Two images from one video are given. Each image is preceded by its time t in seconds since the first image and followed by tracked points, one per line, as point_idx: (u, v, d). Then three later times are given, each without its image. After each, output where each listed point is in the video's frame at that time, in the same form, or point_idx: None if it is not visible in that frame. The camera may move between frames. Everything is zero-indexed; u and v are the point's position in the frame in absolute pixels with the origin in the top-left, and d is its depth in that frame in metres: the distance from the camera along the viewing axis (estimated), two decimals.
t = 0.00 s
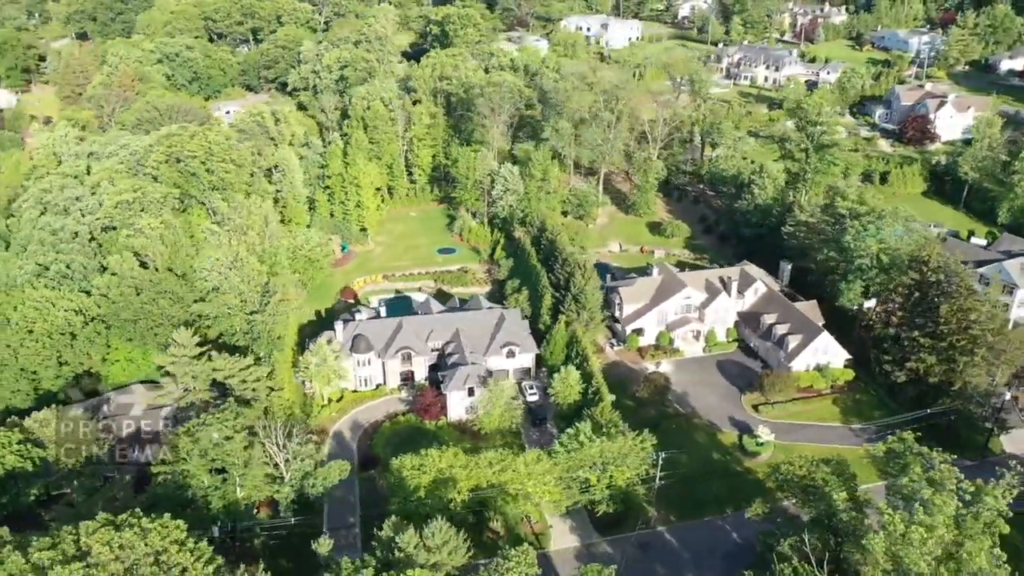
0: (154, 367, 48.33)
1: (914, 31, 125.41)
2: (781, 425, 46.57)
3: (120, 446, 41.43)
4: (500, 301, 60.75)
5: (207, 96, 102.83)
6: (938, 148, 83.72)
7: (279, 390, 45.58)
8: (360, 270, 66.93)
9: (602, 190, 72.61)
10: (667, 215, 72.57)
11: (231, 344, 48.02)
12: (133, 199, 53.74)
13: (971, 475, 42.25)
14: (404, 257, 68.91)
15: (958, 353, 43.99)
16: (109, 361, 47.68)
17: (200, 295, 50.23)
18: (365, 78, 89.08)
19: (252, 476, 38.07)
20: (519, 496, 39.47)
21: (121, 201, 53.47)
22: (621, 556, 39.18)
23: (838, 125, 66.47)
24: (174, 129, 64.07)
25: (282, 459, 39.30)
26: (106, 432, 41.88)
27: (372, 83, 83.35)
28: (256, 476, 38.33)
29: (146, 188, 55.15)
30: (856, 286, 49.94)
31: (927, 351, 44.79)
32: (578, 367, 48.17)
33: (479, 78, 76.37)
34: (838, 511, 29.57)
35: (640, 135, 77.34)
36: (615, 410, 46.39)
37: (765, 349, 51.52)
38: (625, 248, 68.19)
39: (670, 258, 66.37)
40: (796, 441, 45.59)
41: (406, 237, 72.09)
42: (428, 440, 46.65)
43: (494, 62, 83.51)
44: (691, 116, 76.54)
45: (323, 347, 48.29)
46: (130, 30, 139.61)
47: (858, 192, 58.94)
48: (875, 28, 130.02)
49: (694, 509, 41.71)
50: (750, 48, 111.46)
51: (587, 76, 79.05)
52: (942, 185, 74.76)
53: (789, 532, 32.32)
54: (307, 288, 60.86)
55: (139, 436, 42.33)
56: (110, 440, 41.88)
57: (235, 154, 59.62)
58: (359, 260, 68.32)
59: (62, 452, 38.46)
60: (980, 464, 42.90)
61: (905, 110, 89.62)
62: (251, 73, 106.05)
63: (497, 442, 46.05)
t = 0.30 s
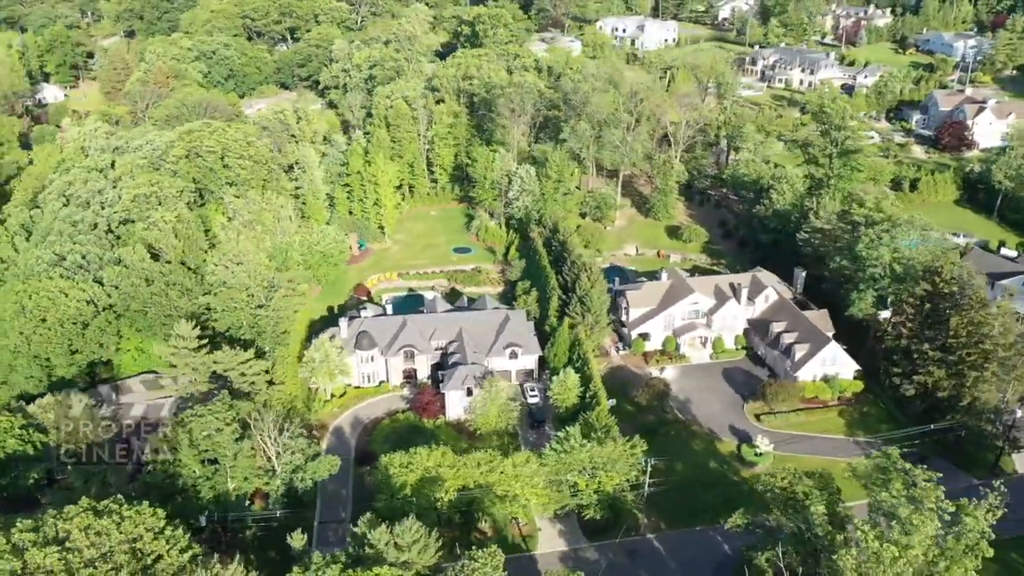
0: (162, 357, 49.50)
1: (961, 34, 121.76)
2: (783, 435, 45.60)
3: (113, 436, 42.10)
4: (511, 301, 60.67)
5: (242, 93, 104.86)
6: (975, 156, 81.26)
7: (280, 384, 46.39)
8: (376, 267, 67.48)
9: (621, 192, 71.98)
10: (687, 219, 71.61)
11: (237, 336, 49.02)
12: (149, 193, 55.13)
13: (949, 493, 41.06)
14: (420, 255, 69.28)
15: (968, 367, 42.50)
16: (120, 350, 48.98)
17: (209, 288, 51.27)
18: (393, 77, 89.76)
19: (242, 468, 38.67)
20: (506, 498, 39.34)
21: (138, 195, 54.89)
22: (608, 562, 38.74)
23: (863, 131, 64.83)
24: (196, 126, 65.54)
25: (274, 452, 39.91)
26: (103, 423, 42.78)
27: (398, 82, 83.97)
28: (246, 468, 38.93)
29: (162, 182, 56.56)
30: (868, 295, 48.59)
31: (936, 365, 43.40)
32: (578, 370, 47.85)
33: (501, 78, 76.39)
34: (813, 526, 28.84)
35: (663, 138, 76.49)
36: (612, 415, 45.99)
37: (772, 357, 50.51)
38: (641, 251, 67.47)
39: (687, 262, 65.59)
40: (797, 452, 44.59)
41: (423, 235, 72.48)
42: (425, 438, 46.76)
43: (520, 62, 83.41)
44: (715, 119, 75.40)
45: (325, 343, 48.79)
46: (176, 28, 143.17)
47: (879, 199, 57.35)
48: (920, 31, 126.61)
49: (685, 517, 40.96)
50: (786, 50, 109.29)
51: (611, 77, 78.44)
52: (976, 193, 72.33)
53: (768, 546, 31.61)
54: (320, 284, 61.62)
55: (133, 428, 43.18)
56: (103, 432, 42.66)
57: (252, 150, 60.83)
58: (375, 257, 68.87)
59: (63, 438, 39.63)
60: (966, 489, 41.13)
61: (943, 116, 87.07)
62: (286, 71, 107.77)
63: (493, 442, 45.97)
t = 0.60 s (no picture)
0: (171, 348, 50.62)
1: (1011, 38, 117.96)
2: (784, 446, 44.63)
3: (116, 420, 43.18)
4: (521, 302, 60.54)
5: (277, 90, 106.55)
6: (1013, 164, 78.63)
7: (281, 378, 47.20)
8: (392, 264, 67.91)
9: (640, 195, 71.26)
10: (707, 223, 70.56)
11: (243, 329, 49.88)
12: (167, 187, 56.50)
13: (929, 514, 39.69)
14: (436, 253, 69.55)
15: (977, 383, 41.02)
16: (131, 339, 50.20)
17: (218, 282, 52.28)
18: (421, 76, 90.30)
19: (233, 459, 39.28)
20: (493, 499, 39.28)
21: (156, 190, 56.30)
22: (594, 567, 38.35)
23: (888, 136, 63.12)
24: (218, 123, 66.98)
25: (267, 444, 40.41)
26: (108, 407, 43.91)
27: (424, 81, 84.44)
28: (237, 460, 39.55)
29: (180, 177, 57.82)
30: (879, 305, 47.24)
31: (944, 379, 42.02)
32: (577, 372, 47.55)
33: (523, 78, 76.24)
34: (787, 540, 28.19)
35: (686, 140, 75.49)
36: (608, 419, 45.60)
37: (779, 365, 49.47)
38: (658, 255, 66.69)
39: (703, 267, 64.66)
40: (797, 463, 43.59)
41: (441, 234, 72.75)
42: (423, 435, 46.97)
43: (546, 63, 83.18)
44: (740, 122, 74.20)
45: (328, 339, 49.32)
46: (220, 26, 146.08)
47: (900, 205, 55.76)
48: (968, 34, 122.90)
49: (676, 525, 40.21)
50: (824, 52, 107.01)
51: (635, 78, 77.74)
52: (1011, 203, 69.84)
53: (744, 558, 31.01)
54: (334, 281, 62.41)
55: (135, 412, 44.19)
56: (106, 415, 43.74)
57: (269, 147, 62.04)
58: (392, 255, 69.27)
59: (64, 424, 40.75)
60: (944, 511, 39.74)
61: (983, 122, 84.42)
62: (320, 69, 109.27)
63: (489, 442, 45.91)
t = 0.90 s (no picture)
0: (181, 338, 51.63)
1: None
2: (783, 456, 43.72)
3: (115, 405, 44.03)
4: (532, 303, 60.50)
5: (311, 88, 108.11)
6: None
7: (283, 372, 47.88)
8: (407, 261, 68.41)
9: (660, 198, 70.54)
10: (727, 227, 69.55)
11: (251, 323, 50.62)
12: (184, 182, 57.70)
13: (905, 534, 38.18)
14: (452, 252, 69.85)
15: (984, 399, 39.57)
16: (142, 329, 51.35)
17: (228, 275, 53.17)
18: (449, 75, 90.75)
19: (226, 450, 39.78)
20: (481, 499, 39.30)
21: (174, 184, 57.53)
22: (579, 572, 38.05)
23: (914, 143, 61.37)
24: (240, 120, 68.23)
25: (262, 435, 40.94)
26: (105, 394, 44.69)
27: (449, 80, 84.80)
28: (230, 451, 40.05)
29: (198, 172, 58.83)
30: (889, 315, 45.94)
31: (950, 394, 40.65)
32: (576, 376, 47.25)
33: (546, 79, 76.04)
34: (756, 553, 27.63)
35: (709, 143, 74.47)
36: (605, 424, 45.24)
37: (785, 374, 48.48)
38: (674, 258, 65.97)
39: (718, 272, 63.77)
40: (795, 475, 42.66)
41: (458, 232, 72.99)
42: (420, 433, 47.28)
43: (571, 63, 82.87)
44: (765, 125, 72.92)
45: (332, 334, 49.87)
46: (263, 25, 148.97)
47: (920, 213, 54.17)
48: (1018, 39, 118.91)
49: (665, 534, 39.60)
50: (863, 55, 104.55)
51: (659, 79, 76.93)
52: None
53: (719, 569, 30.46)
54: (349, 278, 63.25)
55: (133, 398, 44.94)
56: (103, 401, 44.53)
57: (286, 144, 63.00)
58: (409, 252, 69.78)
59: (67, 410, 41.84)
60: (920, 527, 38.61)
61: None
62: (354, 68, 110.65)
63: (486, 442, 45.99)
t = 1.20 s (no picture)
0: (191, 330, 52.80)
1: None
2: (781, 468, 42.80)
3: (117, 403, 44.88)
4: (542, 305, 60.29)
5: (344, 87, 109.38)
6: None
7: (285, 367, 48.53)
8: (423, 260, 68.80)
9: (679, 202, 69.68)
10: (746, 233, 68.40)
11: (258, 317, 51.40)
12: (201, 177, 58.90)
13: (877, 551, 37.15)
14: (468, 252, 70.02)
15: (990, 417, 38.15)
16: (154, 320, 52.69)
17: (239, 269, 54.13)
18: (476, 76, 90.99)
19: (220, 442, 40.47)
20: (468, 500, 39.30)
21: (192, 180, 58.75)
22: None
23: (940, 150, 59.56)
24: (263, 118, 69.41)
25: (257, 428, 41.56)
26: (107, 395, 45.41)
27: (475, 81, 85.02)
28: (225, 443, 40.74)
29: (216, 168, 59.94)
30: (898, 327, 44.56)
31: (955, 410, 39.30)
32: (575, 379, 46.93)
33: (569, 80, 75.69)
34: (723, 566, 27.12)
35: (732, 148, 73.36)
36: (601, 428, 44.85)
37: (790, 384, 47.45)
38: (690, 263, 65.11)
39: (734, 279, 62.77)
40: (793, 487, 41.73)
41: (476, 232, 73.14)
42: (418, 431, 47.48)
43: (596, 64, 82.37)
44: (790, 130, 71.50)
45: (336, 331, 50.33)
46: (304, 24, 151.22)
47: (940, 223, 52.51)
48: None
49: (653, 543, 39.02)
50: (904, 59, 101.87)
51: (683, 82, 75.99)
52: None
53: None
54: (363, 275, 63.88)
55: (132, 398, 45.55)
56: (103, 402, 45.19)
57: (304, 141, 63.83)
58: (425, 251, 70.17)
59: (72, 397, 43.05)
60: (886, 546, 37.37)
61: None
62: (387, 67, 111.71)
63: (481, 443, 46.00)
